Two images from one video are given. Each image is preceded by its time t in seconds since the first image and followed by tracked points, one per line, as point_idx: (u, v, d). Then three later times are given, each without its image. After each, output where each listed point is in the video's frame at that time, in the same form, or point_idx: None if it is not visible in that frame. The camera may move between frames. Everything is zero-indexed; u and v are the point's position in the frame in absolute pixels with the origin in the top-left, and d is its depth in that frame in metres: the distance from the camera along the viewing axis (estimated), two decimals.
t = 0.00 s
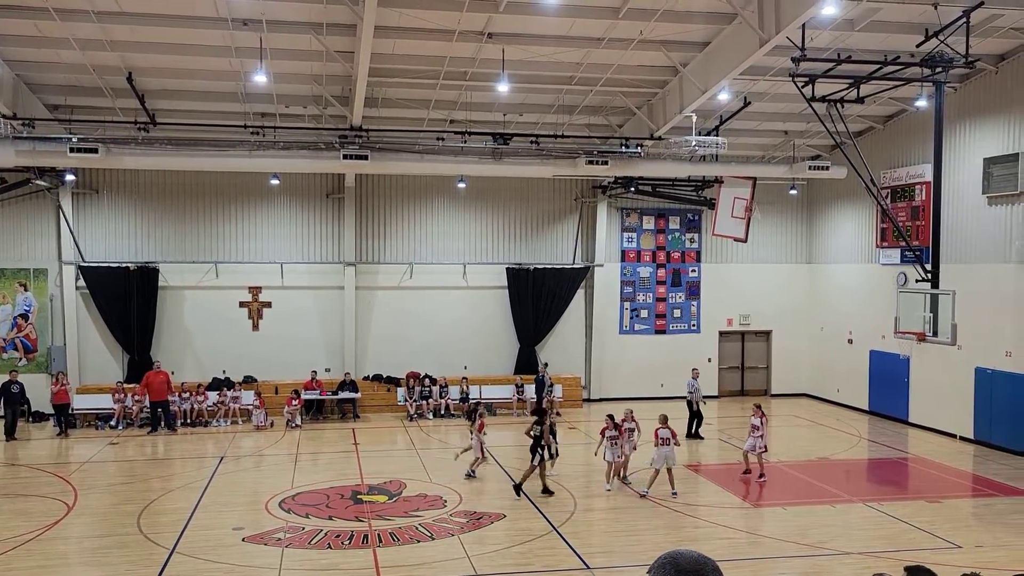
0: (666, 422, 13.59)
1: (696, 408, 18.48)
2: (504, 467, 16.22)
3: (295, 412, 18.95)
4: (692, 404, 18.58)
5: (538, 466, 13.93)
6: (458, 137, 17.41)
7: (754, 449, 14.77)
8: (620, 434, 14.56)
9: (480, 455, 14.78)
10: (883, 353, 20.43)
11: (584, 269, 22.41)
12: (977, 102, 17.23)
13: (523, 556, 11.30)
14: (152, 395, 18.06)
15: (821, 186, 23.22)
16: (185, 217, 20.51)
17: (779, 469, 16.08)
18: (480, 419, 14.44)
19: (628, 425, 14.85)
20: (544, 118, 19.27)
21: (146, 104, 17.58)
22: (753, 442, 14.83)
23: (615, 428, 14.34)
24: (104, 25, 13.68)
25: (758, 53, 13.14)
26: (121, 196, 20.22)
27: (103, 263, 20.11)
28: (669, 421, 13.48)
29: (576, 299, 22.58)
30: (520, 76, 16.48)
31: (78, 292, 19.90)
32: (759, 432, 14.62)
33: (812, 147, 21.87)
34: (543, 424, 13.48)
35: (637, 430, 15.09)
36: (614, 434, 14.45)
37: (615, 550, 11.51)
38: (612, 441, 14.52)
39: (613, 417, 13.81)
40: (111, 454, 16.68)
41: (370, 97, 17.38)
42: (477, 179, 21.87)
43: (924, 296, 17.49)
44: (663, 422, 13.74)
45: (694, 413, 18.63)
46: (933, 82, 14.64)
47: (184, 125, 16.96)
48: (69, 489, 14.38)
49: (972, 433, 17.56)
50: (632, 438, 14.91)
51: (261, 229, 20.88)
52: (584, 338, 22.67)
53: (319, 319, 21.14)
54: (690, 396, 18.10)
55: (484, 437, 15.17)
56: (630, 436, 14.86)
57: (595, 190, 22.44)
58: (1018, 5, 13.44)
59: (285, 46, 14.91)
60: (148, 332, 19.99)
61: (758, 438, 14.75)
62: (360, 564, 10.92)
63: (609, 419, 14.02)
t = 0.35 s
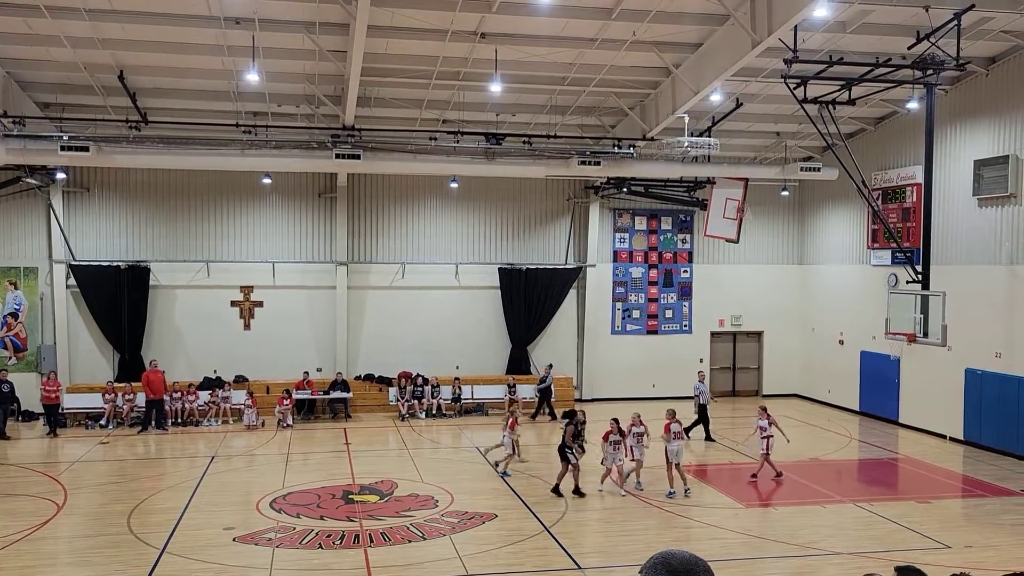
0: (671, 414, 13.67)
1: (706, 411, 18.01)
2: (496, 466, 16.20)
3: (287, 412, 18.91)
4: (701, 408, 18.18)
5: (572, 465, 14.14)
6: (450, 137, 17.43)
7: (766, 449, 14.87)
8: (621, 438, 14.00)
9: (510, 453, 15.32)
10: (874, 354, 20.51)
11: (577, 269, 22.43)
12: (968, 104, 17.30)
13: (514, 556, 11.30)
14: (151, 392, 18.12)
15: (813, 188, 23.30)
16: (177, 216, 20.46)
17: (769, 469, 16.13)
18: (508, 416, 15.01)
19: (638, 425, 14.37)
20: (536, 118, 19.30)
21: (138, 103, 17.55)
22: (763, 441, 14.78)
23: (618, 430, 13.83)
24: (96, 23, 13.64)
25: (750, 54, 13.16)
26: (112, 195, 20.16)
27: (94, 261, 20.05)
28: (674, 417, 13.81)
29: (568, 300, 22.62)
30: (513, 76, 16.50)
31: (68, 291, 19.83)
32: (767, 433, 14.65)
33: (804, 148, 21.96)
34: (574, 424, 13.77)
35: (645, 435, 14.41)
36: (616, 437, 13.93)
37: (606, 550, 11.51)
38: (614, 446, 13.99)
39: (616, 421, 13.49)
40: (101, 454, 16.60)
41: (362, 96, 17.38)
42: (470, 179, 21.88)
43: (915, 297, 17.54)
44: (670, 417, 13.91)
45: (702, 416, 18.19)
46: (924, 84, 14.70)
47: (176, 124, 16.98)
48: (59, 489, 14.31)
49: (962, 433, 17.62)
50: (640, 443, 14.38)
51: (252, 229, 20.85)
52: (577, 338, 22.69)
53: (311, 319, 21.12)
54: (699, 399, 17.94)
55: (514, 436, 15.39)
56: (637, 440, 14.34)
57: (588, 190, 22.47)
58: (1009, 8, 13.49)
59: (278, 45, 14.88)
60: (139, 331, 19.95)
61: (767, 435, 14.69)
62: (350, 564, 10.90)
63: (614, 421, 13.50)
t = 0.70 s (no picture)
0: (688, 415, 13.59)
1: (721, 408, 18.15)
2: (494, 467, 16.20)
3: (286, 412, 18.90)
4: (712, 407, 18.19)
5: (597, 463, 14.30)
6: (450, 137, 17.44)
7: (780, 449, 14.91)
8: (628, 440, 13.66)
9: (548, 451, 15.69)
10: (873, 355, 20.52)
11: (576, 270, 22.43)
12: (967, 105, 17.31)
13: (513, 556, 11.30)
14: (156, 393, 18.02)
15: (813, 189, 23.31)
16: (176, 215, 20.46)
17: (767, 470, 16.14)
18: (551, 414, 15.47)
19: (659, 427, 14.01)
20: (536, 118, 19.31)
21: (137, 102, 17.56)
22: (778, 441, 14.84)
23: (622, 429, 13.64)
24: (96, 22, 13.63)
25: (749, 54, 13.16)
26: (112, 193, 20.16)
27: (93, 261, 20.04)
28: (694, 416, 13.70)
29: (567, 300, 22.63)
30: (513, 76, 16.51)
31: (68, 290, 19.84)
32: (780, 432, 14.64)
33: (804, 149, 21.98)
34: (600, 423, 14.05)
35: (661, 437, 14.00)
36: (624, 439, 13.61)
37: (605, 550, 11.51)
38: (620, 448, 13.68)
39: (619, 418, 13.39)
40: (100, 453, 16.57)
41: (362, 96, 17.39)
42: (470, 179, 21.89)
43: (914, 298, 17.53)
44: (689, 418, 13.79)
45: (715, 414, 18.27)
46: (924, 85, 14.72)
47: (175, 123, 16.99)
48: (57, 488, 14.29)
49: (961, 434, 17.63)
50: (656, 447, 13.99)
51: (252, 228, 20.84)
52: (576, 338, 22.71)
53: (310, 319, 21.11)
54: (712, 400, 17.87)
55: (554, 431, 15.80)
56: (653, 444, 13.93)
57: (587, 191, 22.48)
58: (1008, 9, 13.53)
59: (278, 44, 14.87)
60: (138, 331, 19.95)
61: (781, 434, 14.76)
62: (349, 564, 10.89)
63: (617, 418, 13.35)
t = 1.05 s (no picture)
0: (705, 417, 13.62)
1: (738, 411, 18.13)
2: (497, 467, 16.19)
3: (287, 412, 18.90)
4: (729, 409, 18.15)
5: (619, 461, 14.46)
6: (452, 137, 17.45)
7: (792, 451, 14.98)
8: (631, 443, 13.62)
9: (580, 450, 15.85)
10: (875, 356, 20.50)
11: (578, 270, 22.43)
12: (970, 108, 17.30)
13: (514, 557, 11.30)
14: (165, 394, 18.15)
15: (816, 189, 23.30)
16: (179, 215, 20.47)
17: (769, 471, 16.13)
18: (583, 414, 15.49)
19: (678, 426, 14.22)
20: (538, 119, 19.31)
21: (140, 102, 17.58)
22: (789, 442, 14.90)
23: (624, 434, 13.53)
24: (99, 22, 13.63)
25: (752, 55, 13.15)
26: (114, 194, 20.18)
27: (95, 260, 20.06)
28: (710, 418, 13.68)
29: (569, 300, 22.63)
30: (515, 77, 16.51)
31: (70, 290, 19.85)
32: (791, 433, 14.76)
33: (806, 150, 21.98)
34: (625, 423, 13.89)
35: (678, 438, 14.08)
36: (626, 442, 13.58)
37: (607, 551, 11.51)
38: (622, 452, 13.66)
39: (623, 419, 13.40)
40: (102, 453, 16.58)
41: (365, 96, 17.40)
42: (472, 179, 21.90)
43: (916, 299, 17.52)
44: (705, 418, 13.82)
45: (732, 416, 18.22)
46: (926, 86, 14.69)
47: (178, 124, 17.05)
48: (60, 488, 14.30)
49: (963, 436, 17.61)
50: (672, 447, 14.08)
51: (254, 228, 20.86)
52: (578, 339, 22.71)
53: (312, 319, 21.13)
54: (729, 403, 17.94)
55: (591, 433, 15.86)
56: (668, 442, 14.10)
57: (589, 191, 22.48)
58: (1011, 10, 13.55)
59: (281, 45, 14.87)
60: (140, 330, 19.97)
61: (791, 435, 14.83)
62: (350, 564, 10.89)
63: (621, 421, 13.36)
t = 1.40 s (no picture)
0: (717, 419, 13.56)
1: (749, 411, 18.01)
2: (499, 467, 16.18)
3: (290, 412, 18.92)
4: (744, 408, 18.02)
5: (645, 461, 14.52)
6: (455, 137, 17.46)
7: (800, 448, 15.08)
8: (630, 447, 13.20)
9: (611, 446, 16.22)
10: (878, 356, 20.48)
11: (581, 271, 22.43)
12: (973, 108, 17.29)
13: (517, 557, 11.30)
14: (178, 393, 18.20)
15: (819, 189, 23.28)
16: (182, 216, 20.50)
17: (771, 471, 16.12)
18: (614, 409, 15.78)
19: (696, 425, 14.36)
20: (541, 119, 19.30)
21: (143, 103, 17.61)
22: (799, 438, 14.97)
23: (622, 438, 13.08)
24: (102, 23, 13.65)
25: (754, 55, 13.13)
26: (118, 194, 20.21)
27: (98, 260, 20.09)
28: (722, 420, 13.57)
29: (572, 301, 22.62)
30: (518, 77, 16.51)
31: (73, 290, 19.87)
32: (801, 430, 14.87)
33: (809, 150, 21.99)
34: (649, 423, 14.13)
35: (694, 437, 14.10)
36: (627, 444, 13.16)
37: (610, 551, 11.50)
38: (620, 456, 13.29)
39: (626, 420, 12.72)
40: (104, 453, 16.60)
41: (368, 96, 17.43)
42: (474, 179, 21.91)
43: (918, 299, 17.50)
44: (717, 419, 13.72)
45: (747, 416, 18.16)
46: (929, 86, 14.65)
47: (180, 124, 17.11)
48: (63, 488, 14.31)
49: (967, 437, 17.58)
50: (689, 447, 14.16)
51: (257, 228, 20.88)
52: (580, 339, 22.70)
53: (315, 320, 21.14)
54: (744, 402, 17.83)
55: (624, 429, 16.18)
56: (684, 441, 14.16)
57: (592, 192, 22.48)
58: (1014, 10, 13.54)
59: (283, 45, 14.88)
60: (143, 330, 19.99)
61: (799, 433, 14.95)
62: (353, 564, 10.90)
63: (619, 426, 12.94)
